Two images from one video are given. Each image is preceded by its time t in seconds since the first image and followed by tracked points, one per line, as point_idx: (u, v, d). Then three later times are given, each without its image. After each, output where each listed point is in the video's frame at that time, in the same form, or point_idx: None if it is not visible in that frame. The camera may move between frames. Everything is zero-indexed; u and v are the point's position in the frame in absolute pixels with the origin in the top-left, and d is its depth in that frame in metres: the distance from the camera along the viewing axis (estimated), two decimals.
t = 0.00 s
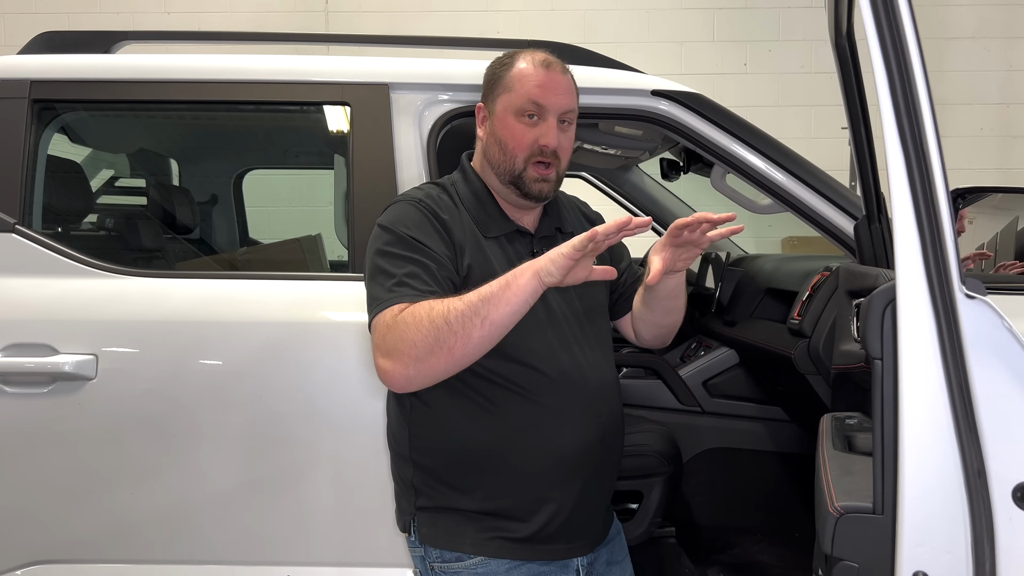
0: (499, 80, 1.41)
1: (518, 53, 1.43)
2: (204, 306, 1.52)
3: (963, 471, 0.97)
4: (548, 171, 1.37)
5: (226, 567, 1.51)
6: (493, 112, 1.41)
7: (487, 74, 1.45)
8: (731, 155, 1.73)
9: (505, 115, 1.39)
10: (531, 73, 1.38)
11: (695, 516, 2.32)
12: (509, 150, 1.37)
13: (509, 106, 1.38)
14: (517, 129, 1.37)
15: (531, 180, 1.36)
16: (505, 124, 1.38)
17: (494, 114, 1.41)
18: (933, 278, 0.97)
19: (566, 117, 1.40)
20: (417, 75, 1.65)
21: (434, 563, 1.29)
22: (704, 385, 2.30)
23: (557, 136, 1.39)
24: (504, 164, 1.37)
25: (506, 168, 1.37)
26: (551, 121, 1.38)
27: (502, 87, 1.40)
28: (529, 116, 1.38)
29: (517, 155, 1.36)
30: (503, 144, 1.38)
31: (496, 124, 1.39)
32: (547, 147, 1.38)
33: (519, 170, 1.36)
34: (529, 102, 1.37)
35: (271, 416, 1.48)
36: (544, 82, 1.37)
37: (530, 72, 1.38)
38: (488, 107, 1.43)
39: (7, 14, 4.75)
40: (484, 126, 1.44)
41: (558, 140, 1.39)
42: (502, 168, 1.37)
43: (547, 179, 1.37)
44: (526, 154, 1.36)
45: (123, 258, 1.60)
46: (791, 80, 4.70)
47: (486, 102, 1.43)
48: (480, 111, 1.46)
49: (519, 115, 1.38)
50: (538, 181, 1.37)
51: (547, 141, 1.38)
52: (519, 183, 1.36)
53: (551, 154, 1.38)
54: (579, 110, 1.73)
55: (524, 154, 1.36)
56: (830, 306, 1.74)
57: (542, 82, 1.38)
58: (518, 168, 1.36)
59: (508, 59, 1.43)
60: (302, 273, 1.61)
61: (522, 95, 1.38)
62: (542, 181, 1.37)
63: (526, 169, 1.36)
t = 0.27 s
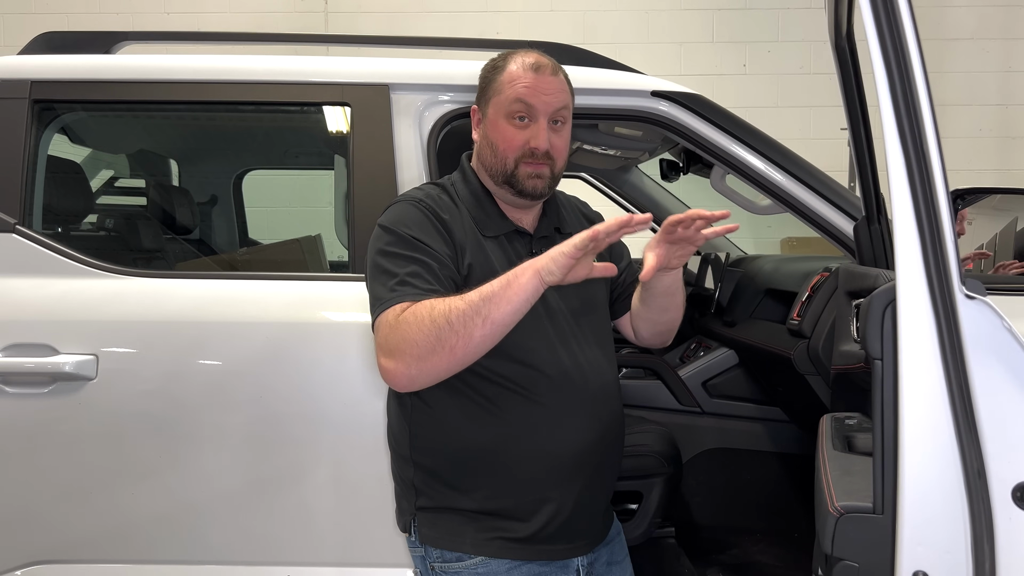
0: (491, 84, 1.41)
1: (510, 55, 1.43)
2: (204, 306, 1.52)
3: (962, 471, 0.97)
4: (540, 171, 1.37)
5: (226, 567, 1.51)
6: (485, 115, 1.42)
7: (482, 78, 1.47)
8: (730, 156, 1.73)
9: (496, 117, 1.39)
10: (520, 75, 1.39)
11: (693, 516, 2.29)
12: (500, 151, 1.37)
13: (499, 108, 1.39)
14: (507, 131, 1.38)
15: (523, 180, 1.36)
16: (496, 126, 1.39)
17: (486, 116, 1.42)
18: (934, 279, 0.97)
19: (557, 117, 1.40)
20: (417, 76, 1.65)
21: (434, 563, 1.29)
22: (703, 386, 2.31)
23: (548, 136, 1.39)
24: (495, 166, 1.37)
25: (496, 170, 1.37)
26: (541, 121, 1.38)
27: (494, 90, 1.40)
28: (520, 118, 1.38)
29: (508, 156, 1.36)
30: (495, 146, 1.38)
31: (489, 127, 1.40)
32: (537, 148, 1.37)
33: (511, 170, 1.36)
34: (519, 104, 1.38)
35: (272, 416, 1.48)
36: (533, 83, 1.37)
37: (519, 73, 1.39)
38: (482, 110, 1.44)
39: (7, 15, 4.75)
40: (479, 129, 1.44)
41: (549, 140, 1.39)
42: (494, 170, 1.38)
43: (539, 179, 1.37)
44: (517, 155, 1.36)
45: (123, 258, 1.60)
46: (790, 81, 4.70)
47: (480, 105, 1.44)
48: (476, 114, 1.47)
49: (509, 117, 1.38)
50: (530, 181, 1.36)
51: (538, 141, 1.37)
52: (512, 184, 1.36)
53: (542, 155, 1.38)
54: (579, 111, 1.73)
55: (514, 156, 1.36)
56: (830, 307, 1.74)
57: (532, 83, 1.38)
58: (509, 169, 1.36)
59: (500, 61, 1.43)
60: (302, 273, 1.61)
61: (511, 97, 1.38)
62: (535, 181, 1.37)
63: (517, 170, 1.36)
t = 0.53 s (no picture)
0: (489, 83, 1.42)
1: (507, 55, 1.43)
2: (205, 307, 1.52)
3: (962, 471, 0.97)
4: (539, 169, 1.37)
5: (227, 567, 1.51)
6: (483, 115, 1.42)
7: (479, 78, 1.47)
8: (729, 156, 1.73)
9: (494, 117, 1.40)
10: (518, 73, 1.39)
11: (693, 517, 2.32)
12: (498, 150, 1.38)
13: (497, 108, 1.40)
14: (506, 130, 1.38)
15: (522, 179, 1.36)
16: (495, 126, 1.39)
17: (484, 116, 1.42)
18: (934, 281, 0.97)
19: (555, 115, 1.40)
20: (417, 76, 1.66)
21: (435, 563, 1.29)
22: (702, 386, 2.31)
23: (546, 134, 1.39)
24: (494, 164, 1.38)
25: (495, 168, 1.37)
26: (539, 120, 1.39)
27: (491, 89, 1.41)
28: (517, 117, 1.38)
29: (507, 155, 1.37)
30: (493, 145, 1.38)
31: (487, 126, 1.41)
32: (535, 146, 1.38)
33: (510, 169, 1.36)
34: (516, 102, 1.38)
35: (273, 417, 1.48)
36: (530, 81, 1.38)
37: (516, 72, 1.39)
38: (480, 110, 1.44)
39: (7, 15, 4.75)
40: (478, 129, 1.45)
41: (547, 138, 1.39)
42: (492, 168, 1.38)
43: (539, 177, 1.37)
44: (516, 153, 1.37)
45: (123, 259, 1.60)
46: (789, 81, 4.71)
47: (479, 104, 1.45)
48: (475, 114, 1.47)
49: (507, 116, 1.39)
50: (530, 180, 1.37)
51: (536, 140, 1.38)
52: (511, 183, 1.36)
53: (541, 153, 1.38)
54: (579, 111, 1.73)
55: (512, 154, 1.37)
56: (830, 308, 1.75)
57: (529, 82, 1.38)
58: (507, 167, 1.37)
59: (497, 61, 1.43)
60: (303, 274, 1.61)
61: (509, 96, 1.38)
62: (534, 179, 1.37)
63: (516, 168, 1.36)
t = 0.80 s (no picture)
0: (491, 83, 1.42)
1: (510, 55, 1.44)
2: (205, 307, 1.52)
3: (961, 470, 0.97)
4: (541, 170, 1.38)
5: (227, 567, 1.51)
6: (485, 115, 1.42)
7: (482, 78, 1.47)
8: (728, 156, 1.74)
9: (496, 117, 1.40)
10: (521, 74, 1.39)
11: (693, 518, 2.35)
12: (500, 150, 1.38)
13: (500, 108, 1.40)
14: (508, 130, 1.38)
15: (524, 179, 1.37)
16: (497, 126, 1.39)
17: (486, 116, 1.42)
18: (934, 283, 0.98)
19: (557, 116, 1.41)
20: (417, 77, 1.66)
21: (435, 563, 1.29)
22: (702, 386, 2.31)
23: (549, 136, 1.40)
24: (496, 164, 1.38)
25: (498, 169, 1.37)
26: (542, 121, 1.39)
27: (494, 89, 1.41)
28: (520, 117, 1.39)
29: (509, 155, 1.37)
30: (495, 145, 1.39)
31: (489, 126, 1.41)
32: (538, 146, 1.38)
33: (512, 169, 1.36)
34: (519, 103, 1.38)
35: (273, 418, 1.48)
36: (533, 82, 1.38)
37: (520, 73, 1.39)
38: (482, 110, 1.44)
39: (6, 15, 4.75)
40: (480, 128, 1.45)
41: (549, 139, 1.39)
42: (494, 168, 1.38)
43: (540, 178, 1.38)
44: (518, 153, 1.37)
45: (123, 259, 1.61)
46: (789, 81, 4.71)
47: (481, 104, 1.45)
48: (476, 114, 1.47)
49: (509, 116, 1.39)
50: (531, 181, 1.37)
51: (539, 141, 1.38)
52: (512, 183, 1.37)
53: (543, 154, 1.38)
54: (579, 112, 1.74)
55: (515, 154, 1.37)
56: (829, 308, 1.75)
57: (532, 83, 1.38)
58: (509, 167, 1.37)
59: (501, 61, 1.43)
60: (303, 274, 1.61)
61: (512, 97, 1.39)
62: (535, 180, 1.37)
63: (518, 169, 1.36)
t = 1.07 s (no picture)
0: (493, 85, 1.41)
1: (510, 56, 1.43)
2: (205, 307, 1.52)
3: (960, 470, 0.98)
4: (544, 173, 1.38)
5: (227, 567, 1.51)
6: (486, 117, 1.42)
7: (481, 79, 1.47)
8: (728, 157, 1.74)
9: (498, 119, 1.39)
10: (522, 76, 1.39)
11: (693, 518, 2.36)
12: (504, 153, 1.38)
13: (502, 110, 1.39)
14: (510, 133, 1.38)
15: (527, 183, 1.37)
16: (499, 128, 1.39)
17: (488, 118, 1.41)
18: (933, 288, 0.98)
19: (559, 118, 1.41)
20: (417, 77, 1.66)
21: (435, 563, 1.29)
22: (702, 387, 2.31)
23: (552, 138, 1.40)
24: (499, 167, 1.38)
25: (501, 172, 1.37)
26: (544, 123, 1.39)
27: (496, 91, 1.40)
28: (523, 120, 1.38)
29: (512, 158, 1.37)
30: (498, 148, 1.38)
31: (491, 129, 1.40)
32: (541, 149, 1.38)
33: (515, 173, 1.37)
34: (522, 105, 1.38)
35: (273, 418, 1.48)
36: (536, 84, 1.38)
37: (521, 75, 1.39)
38: (483, 111, 1.44)
39: (6, 15, 4.75)
40: (480, 130, 1.45)
41: (552, 142, 1.39)
42: (497, 171, 1.38)
43: (543, 181, 1.38)
44: (521, 157, 1.37)
45: (123, 259, 1.61)
46: (788, 82, 4.71)
47: (481, 106, 1.44)
48: (476, 115, 1.46)
49: (512, 119, 1.38)
50: (534, 184, 1.38)
51: (542, 144, 1.38)
52: (516, 186, 1.37)
53: (546, 157, 1.39)
54: (579, 112, 1.74)
55: (519, 157, 1.37)
56: (828, 308, 1.75)
57: (534, 85, 1.38)
58: (513, 170, 1.37)
59: (501, 62, 1.43)
60: (303, 274, 1.61)
61: (514, 99, 1.38)
62: (538, 184, 1.38)
63: (522, 172, 1.37)
